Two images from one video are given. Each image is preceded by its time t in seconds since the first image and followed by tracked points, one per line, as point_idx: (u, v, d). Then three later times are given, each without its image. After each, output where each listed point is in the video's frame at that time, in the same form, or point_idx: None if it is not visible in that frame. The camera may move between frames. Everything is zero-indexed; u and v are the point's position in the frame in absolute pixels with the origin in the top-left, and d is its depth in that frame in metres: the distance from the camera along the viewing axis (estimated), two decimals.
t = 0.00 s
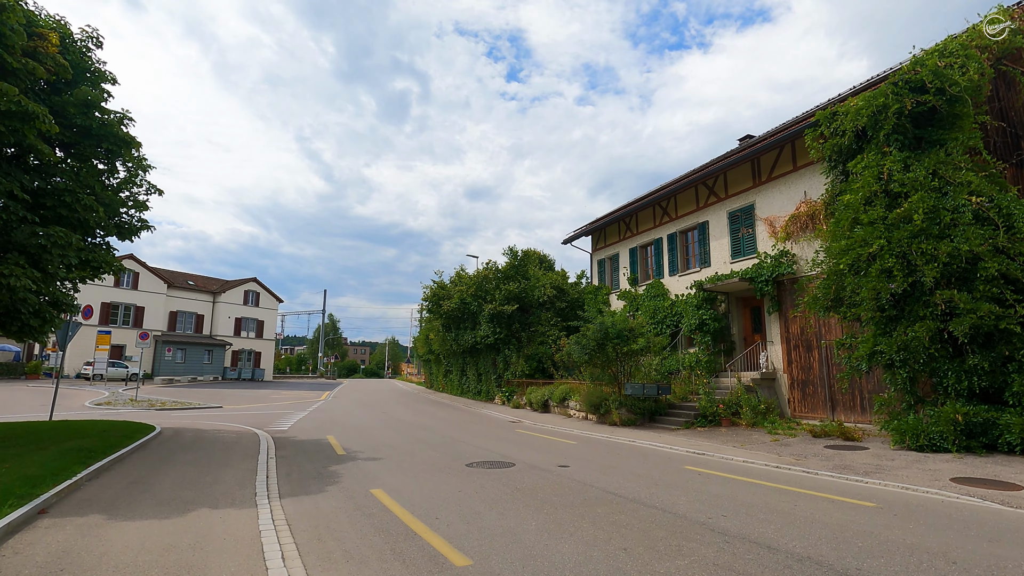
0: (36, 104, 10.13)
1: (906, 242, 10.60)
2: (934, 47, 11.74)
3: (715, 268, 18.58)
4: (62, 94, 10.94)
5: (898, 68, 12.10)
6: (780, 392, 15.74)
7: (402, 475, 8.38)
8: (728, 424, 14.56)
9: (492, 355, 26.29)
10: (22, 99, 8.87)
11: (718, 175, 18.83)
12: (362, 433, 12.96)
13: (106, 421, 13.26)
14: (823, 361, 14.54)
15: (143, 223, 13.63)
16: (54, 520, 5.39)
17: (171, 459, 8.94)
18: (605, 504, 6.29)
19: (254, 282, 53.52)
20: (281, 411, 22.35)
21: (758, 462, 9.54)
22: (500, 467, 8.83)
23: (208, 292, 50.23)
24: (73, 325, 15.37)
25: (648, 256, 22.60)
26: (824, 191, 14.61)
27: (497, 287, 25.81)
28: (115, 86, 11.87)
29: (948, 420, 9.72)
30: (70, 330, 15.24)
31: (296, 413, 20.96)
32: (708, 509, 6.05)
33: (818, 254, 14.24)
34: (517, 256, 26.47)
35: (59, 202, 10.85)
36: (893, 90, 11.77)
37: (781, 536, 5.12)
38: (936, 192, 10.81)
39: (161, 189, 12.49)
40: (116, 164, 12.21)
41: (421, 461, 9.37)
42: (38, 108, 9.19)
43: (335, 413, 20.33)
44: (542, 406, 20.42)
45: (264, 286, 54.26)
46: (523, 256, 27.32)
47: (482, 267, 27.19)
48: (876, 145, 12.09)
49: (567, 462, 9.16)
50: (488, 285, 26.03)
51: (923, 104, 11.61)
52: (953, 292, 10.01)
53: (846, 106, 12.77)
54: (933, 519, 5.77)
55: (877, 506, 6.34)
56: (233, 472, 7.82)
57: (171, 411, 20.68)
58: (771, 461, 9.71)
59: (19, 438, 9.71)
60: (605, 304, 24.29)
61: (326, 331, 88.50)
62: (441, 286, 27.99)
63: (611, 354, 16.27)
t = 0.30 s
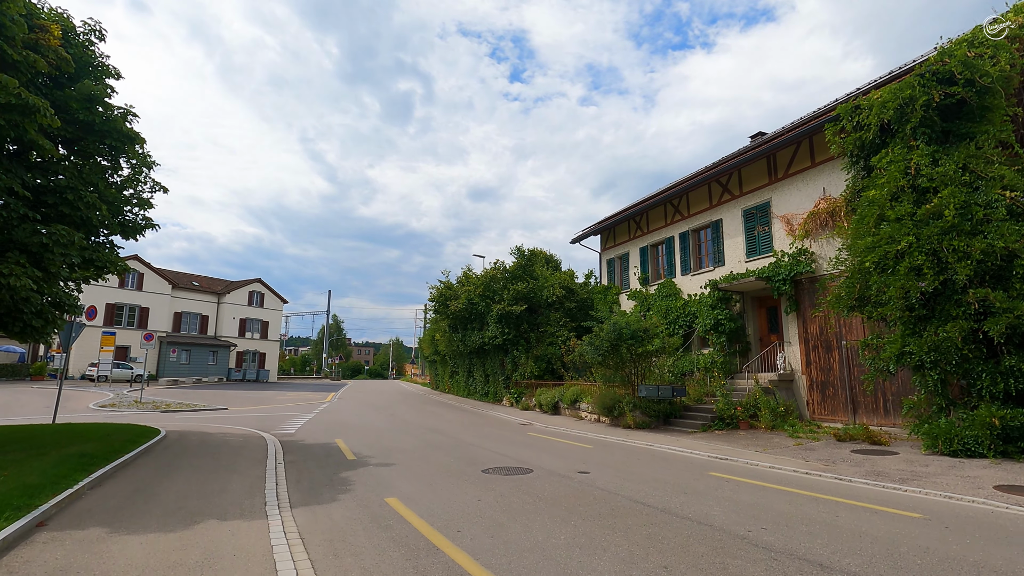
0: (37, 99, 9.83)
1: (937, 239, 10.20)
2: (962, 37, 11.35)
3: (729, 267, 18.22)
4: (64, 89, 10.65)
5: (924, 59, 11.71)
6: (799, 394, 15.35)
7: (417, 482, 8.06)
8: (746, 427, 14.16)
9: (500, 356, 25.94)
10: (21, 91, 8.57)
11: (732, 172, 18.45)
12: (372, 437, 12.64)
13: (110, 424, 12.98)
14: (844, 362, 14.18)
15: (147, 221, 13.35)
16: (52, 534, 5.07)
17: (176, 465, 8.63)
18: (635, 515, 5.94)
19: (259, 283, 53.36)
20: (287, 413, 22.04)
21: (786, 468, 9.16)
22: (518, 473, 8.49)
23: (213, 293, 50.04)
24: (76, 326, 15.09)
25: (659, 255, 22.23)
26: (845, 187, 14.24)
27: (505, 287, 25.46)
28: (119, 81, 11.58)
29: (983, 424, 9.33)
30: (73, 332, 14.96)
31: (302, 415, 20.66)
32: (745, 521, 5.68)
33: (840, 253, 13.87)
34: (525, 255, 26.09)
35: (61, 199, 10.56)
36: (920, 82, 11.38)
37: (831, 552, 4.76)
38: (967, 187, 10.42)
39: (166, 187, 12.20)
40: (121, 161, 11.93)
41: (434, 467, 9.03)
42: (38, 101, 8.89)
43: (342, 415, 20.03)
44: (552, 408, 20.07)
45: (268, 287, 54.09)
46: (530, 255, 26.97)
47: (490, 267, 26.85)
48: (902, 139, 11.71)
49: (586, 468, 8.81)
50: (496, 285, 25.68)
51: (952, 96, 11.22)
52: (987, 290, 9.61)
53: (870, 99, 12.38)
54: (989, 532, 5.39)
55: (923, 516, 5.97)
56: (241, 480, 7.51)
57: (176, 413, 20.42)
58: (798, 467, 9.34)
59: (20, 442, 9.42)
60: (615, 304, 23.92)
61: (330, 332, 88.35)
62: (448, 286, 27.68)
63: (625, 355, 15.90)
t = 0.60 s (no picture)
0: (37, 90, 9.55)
1: (967, 233, 9.82)
2: (990, 24, 10.98)
3: (743, 264, 17.87)
4: (66, 81, 10.38)
5: (950, 47, 11.34)
6: (817, 394, 14.97)
7: (430, 486, 7.72)
8: (763, 428, 13.76)
9: (508, 356, 25.60)
10: (19, 80, 8.27)
11: (746, 167, 18.09)
12: (380, 438, 12.33)
13: (113, 425, 12.70)
14: (865, 362, 13.81)
15: (151, 219, 13.08)
16: (46, 543, 4.75)
17: (180, 467, 8.33)
18: (665, 523, 5.58)
19: (263, 283, 53.21)
20: (293, 414, 21.75)
21: (813, 471, 8.78)
22: (535, 477, 8.15)
23: (217, 293, 49.89)
24: (79, 326, 14.83)
25: (669, 253, 21.88)
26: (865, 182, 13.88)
27: (512, 286, 25.11)
28: (122, 73, 11.31)
29: (1019, 426, 8.94)
30: (76, 331, 14.69)
31: (308, 416, 20.37)
32: (785, 530, 5.32)
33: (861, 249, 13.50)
34: (532, 254, 25.72)
35: (62, 194, 10.29)
36: (947, 71, 11.02)
37: (886, 565, 4.39)
38: (999, 179, 10.04)
39: (170, 182, 11.93)
40: (123, 156, 11.66)
41: (447, 470, 8.70)
42: (38, 90, 8.60)
43: (348, 416, 19.73)
44: (562, 409, 19.72)
45: (273, 288, 53.93)
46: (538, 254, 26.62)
47: (497, 266, 26.51)
48: (927, 131, 11.34)
49: (606, 471, 8.47)
50: (504, 284, 25.33)
51: (980, 85, 10.85)
52: (1022, 286, 9.22)
53: (893, 90, 12.01)
54: None
55: (973, 524, 5.59)
56: (247, 484, 7.19)
57: (180, 414, 20.14)
58: (825, 470, 8.98)
59: (19, 444, 9.12)
60: (624, 303, 23.59)
61: (335, 333, 88.23)
62: (454, 286, 27.37)
63: (639, 355, 15.53)
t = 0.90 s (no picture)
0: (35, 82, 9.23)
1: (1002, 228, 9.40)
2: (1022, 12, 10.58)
3: (758, 263, 17.45)
4: (65, 74, 10.07)
5: (980, 37, 10.93)
6: (836, 397, 14.54)
7: (443, 495, 7.35)
8: (782, 432, 13.33)
9: (515, 357, 25.23)
10: (15, 70, 7.95)
11: (760, 164, 17.69)
12: (389, 443, 11.97)
13: (115, 429, 12.37)
14: (888, 364, 13.41)
15: (153, 217, 12.76)
16: (35, 563, 4.41)
17: (182, 475, 7.98)
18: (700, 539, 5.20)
19: (268, 284, 53.03)
20: (298, 416, 21.41)
21: (844, 479, 8.38)
22: (553, 485, 7.78)
23: (222, 294, 49.68)
24: (81, 327, 14.53)
25: (681, 252, 21.47)
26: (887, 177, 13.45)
27: (520, 286, 24.72)
28: (123, 68, 10.99)
29: None
30: (77, 332, 14.39)
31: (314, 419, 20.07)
32: (832, 547, 4.93)
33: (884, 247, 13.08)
34: (540, 253, 25.29)
35: (61, 190, 9.96)
36: (977, 61, 10.61)
37: None
38: None
39: (173, 179, 11.61)
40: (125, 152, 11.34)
41: (460, 478, 8.33)
42: (34, 81, 8.28)
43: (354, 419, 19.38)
44: (572, 411, 19.34)
45: (278, 288, 53.75)
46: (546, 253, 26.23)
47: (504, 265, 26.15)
48: (956, 123, 10.93)
49: (626, 479, 8.08)
50: (511, 284, 24.96)
51: (1012, 75, 10.44)
52: None
53: (919, 81, 11.59)
54: None
55: None
56: (252, 494, 6.82)
57: (184, 416, 19.84)
58: (856, 477, 8.57)
59: (16, 450, 8.79)
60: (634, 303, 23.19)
61: (339, 334, 88.04)
62: (460, 286, 27.01)
63: (653, 356, 15.10)
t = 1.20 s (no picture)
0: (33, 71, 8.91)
1: None
2: None
3: (772, 261, 17.08)
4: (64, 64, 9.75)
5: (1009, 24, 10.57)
6: (856, 397, 14.15)
7: (459, 498, 7.02)
8: (801, 433, 12.95)
9: (522, 357, 24.87)
10: (11, 56, 7.63)
11: (774, 159, 17.32)
12: (398, 445, 11.63)
13: (117, 430, 12.06)
14: (910, 363, 13.02)
15: (156, 212, 12.46)
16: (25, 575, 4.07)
17: (184, 478, 7.65)
18: (740, 548, 4.84)
19: (271, 284, 52.83)
20: (302, 416, 21.07)
21: (876, 482, 8.01)
22: (573, 489, 7.43)
23: (225, 294, 49.47)
24: (83, 326, 14.23)
25: (691, 250, 21.10)
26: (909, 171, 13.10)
27: (527, 285, 24.36)
28: (126, 58, 10.66)
29: None
30: (78, 331, 14.09)
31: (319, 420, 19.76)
32: (885, 558, 4.57)
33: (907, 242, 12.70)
34: (547, 251, 24.94)
35: (60, 183, 9.65)
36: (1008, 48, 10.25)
37: None
38: None
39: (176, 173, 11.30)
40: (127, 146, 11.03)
41: (475, 481, 7.99)
42: (32, 68, 7.96)
43: (359, 420, 19.05)
44: (581, 412, 18.97)
45: (281, 289, 53.54)
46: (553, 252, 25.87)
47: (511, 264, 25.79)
48: (984, 113, 10.56)
49: (649, 482, 7.74)
50: (518, 283, 24.60)
51: None
52: None
53: (945, 70, 11.22)
54: None
55: None
56: (258, 499, 6.49)
57: (188, 417, 19.51)
58: (888, 480, 8.18)
59: (13, 452, 8.47)
60: (643, 302, 22.85)
61: (342, 335, 87.83)
62: (466, 285, 26.67)
63: (667, 355, 14.70)
